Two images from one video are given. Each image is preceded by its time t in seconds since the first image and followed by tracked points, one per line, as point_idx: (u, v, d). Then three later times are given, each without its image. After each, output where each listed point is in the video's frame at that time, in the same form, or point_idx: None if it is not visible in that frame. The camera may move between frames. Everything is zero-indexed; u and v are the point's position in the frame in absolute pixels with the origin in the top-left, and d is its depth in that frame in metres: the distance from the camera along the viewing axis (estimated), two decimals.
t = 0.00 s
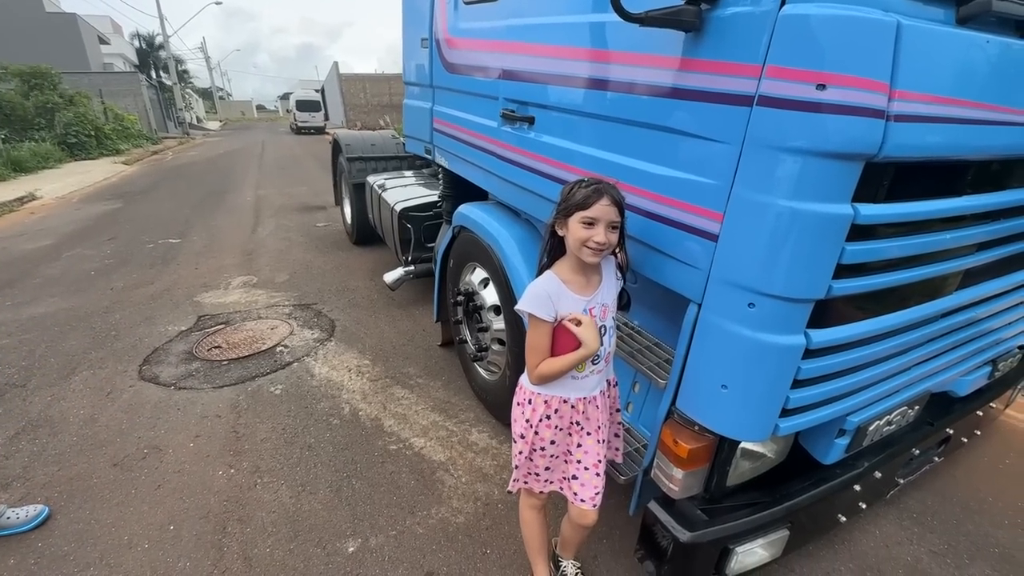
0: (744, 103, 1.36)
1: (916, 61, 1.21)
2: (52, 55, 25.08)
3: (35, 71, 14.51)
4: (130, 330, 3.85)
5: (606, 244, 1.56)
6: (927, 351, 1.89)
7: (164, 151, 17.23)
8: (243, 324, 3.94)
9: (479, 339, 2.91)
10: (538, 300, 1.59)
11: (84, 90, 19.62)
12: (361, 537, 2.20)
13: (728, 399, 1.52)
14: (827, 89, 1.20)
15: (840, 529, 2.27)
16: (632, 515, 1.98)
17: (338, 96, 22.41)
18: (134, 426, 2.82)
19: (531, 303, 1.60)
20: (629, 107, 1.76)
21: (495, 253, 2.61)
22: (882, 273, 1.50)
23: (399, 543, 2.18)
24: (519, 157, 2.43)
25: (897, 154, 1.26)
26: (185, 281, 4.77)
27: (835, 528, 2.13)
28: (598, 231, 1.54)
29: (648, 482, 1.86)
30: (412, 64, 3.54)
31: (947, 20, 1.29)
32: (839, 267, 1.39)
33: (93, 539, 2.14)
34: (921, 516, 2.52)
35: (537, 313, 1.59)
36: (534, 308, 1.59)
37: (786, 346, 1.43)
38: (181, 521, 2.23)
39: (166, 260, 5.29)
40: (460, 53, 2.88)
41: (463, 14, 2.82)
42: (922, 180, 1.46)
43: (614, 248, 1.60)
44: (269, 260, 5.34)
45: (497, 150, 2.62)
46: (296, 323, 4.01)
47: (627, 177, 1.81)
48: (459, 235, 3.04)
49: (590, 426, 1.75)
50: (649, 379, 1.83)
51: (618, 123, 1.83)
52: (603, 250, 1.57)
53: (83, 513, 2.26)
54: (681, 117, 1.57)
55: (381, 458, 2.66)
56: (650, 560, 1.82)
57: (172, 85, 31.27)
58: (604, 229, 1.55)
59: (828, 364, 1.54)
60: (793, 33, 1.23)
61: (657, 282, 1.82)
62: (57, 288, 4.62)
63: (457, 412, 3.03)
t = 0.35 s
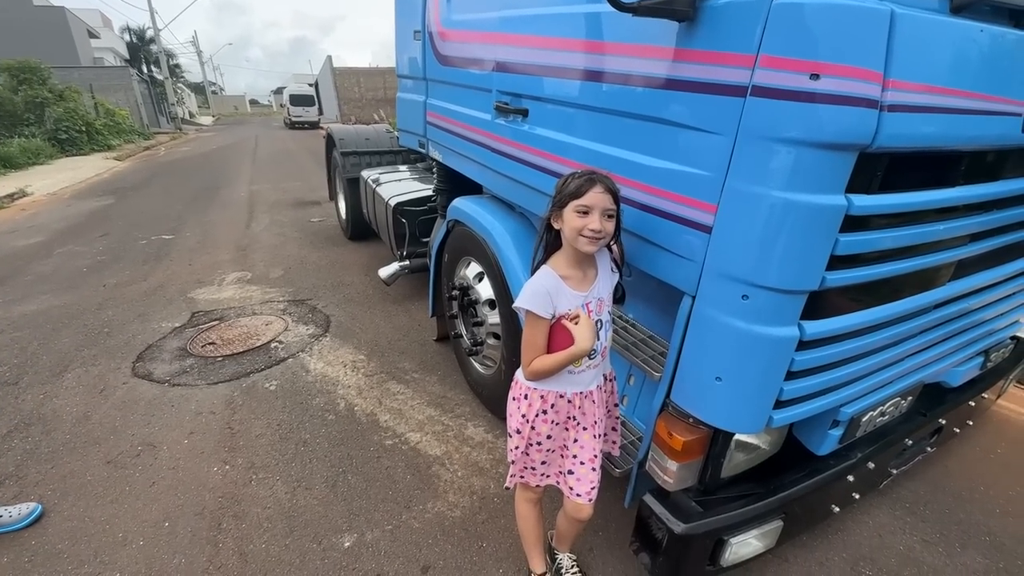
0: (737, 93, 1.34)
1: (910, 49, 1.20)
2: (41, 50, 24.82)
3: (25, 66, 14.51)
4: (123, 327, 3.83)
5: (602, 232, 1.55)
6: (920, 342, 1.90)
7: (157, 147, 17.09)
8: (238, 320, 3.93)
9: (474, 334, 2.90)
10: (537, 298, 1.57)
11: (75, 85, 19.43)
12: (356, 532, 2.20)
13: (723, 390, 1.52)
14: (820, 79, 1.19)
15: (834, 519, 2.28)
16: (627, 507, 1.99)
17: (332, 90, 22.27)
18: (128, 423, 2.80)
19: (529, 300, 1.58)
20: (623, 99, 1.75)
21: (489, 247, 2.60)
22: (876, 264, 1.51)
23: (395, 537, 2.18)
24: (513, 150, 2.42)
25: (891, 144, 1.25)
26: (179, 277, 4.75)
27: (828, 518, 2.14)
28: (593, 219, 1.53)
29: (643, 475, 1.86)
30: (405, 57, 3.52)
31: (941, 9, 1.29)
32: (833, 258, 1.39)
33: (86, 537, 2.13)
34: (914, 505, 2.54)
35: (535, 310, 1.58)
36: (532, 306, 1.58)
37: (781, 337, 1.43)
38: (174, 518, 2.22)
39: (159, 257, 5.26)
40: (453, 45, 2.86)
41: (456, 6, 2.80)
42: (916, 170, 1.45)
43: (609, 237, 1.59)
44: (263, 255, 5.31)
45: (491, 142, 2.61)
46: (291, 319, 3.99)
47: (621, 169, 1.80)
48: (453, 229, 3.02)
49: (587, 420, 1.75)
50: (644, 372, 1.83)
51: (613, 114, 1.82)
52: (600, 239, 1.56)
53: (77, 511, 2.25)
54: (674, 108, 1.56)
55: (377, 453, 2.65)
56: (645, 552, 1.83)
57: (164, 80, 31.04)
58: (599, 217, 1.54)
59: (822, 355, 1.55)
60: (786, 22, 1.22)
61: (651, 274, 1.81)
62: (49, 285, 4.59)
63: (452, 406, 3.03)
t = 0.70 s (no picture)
0: (733, 83, 1.32)
1: (908, 36, 1.19)
2: (34, 45, 24.63)
3: (18, 62, 14.50)
4: (119, 324, 3.81)
5: (594, 223, 1.54)
6: (918, 333, 1.89)
7: (152, 142, 16.99)
8: (234, 316, 3.91)
9: (471, 328, 2.89)
10: (532, 291, 1.57)
11: (69, 81, 19.29)
12: (354, 527, 2.19)
13: (720, 384, 1.51)
14: (818, 67, 1.17)
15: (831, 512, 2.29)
16: (625, 501, 1.98)
17: (327, 85, 22.14)
18: (124, 420, 2.80)
19: (524, 292, 1.57)
20: (619, 90, 1.73)
21: (486, 241, 2.59)
22: (873, 256, 1.50)
23: (393, 532, 2.18)
24: (509, 142, 2.40)
25: (888, 133, 1.24)
26: (175, 273, 4.73)
27: (825, 509, 2.15)
28: (585, 210, 1.53)
29: (641, 468, 1.86)
30: (399, 50, 3.49)
31: None
32: (830, 250, 1.38)
33: (83, 534, 2.12)
34: (911, 497, 2.54)
35: (531, 302, 1.57)
36: (530, 298, 1.57)
37: (777, 330, 1.42)
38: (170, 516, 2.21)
39: (155, 253, 5.23)
40: (447, 37, 2.83)
41: None
42: (914, 161, 1.44)
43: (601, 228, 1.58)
44: (259, 251, 5.29)
45: (486, 135, 2.59)
46: (287, 314, 3.97)
47: (617, 161, 1.79)
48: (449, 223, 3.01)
49: (585, 412, 1.74)
50: (641, 366, 1.82)
51: (608, 106, 1.80)
52: (592, 230, 1.55)
53: (74, 508, 2.25)
54: (670, 98, 1.54)
55: (374, 448, 2.65)
56: (642, 545, 1.83)
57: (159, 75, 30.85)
58: (590, 208, 1.53)
59: (819, 347, 1.54)
60: (783, 9, 1.20)
61: (648, 268, 1.81)
62: (44, 282, 4.57)
63: (450, 401, 3.02)
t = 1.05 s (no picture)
0: (730, 73, 1.30)
1: (909, 25, 1.17)
2: (32, 41, 24.53)
3: (14, 56, 14.39)
4: (118, 320, 3.81)
5: (563, 224, 1.54)
6: (918, 327, 1.88)
7: (151, 138, 16.95)
8: (233, 312, 3.90)
9: (469, 324, 2.88)
10: (505, 288, 1.58)
11: (66, 77, 19.22)
12: (352, 523, 2.19)
13: (717, 377, 1.51)
14: (817, 56, 1.15)
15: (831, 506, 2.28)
16: (623, 495, 1.98)
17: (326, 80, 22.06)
18: (122, 417, 2.79)
19: (499, 287, 1.59)
20: (616, 82, 1.72)
21: (483, 236, 2.57)
22: (873, 249, 1.48)
23: (391, 528, 2.18)
24: (505, 136, 2.38)
25: (888, 124, 1.22)
26: (173, 269, 4.72)
27: (824, 503, 2.14)
28: (553, 210, 1.53)
29: (638, 463, 1.86)
30: (396, 43, 3.46)
31: None
32: (829, 243, 1.37)
33: (82, 531, 2.12)
34: (910, 490, 2.53)
35: (502, 298, 1.59)
36: (506, 296, 1.59)
37: (775, 324, 1.41)
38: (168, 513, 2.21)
39: (153, 249, 5.22)
40: (444, 29, 2.80)
41: None
42: (915, 152, 1.43)
43: (573, 227, 1.58)
44: (258, 247, 5.27)
45: (483, 129, 2.57)
46: (286, 310, 3.97)
47: (615, 154, 1.77)
48: (447, 218, 2.99)
49: (579, 406, 1.74)
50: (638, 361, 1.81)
51: (605, 98, 1.79)
52: (561, 230, 1.55)
53: (72, 505, 2.25)
54: (667, 90, 1.52)
55: (373, 444, 2.65)
56: (640, 540, 1.82)
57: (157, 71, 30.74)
58: (561, 209, 1.53)
59: (818, 342, 1.53)
60: None
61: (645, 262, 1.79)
62: (43, 279, 4.56)
63: (448, 396, 3.02)
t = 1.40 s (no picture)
0: (729, 62, 1.26)
1: (914, 11, 1.13)
2: (28, 36, 24.40)
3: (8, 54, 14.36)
4: (111, 318, 3.78)
5: (551, 224, 1.52)
6: (920, 324, 1.85)
7: (148, 134, 16.88)
8: (228, 309, 3.87)
9: (464, 321, 2.84)
10: (492, 282, 1.55)
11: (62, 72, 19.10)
12: (346, 523, 2.17)
13: (714, 376, 1.47)
14: (818, 43, 1.11)
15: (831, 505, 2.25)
16: (619, 496, 1.95)
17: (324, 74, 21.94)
18: (115, 416, 2.77)
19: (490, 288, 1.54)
20: (612, 73, 1.67)
21: (477, 232, 2.54)
22: (875, 245, 1.45)
23: (385, 528, 2.15)
24: (499, 130, 2.34)
25: (892, 115, 1.18)
26: (168, 266, 4.68)
27: (823, 502, 2.12)
28: (541, 210, 1.51)
29: (635, 463, 1.83)
30: (389, 36, 3.41)
31: None
32: (830, 239, 1.33)
33: (73, 532, 2.10)
34: (911, 488, 2.50)
35: (490, 294, 1.55)
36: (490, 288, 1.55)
37: (773, 321, 1.37)
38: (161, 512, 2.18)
39: (148, 246, 5.18)
40: (438, 21, 2.76)
41: None
42: (920, 144, 1.38)
43: (562, 227, 1.56)
44: (254, 243, 5.23)
45: (477, 123, 2.53)
46: (281, 307, 3.93)
47: (610, 147, 1.73)
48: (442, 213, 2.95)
49: (566, 412, 1.71)
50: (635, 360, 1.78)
51: (600, 89, 1.75)
52: (550, 230, 1.53)
53: (63, 506, 2.22)
54: (664, 81, 1.47)
55: (368, 443, 2.62)
56: (636, 541, 1.79)
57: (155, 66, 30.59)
58: (548, 209, 1.51)
59: (819, 340, 1.50)
60: None
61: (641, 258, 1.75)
62: (37, 276, 4.52)
63: (444, 394, 2.99)
